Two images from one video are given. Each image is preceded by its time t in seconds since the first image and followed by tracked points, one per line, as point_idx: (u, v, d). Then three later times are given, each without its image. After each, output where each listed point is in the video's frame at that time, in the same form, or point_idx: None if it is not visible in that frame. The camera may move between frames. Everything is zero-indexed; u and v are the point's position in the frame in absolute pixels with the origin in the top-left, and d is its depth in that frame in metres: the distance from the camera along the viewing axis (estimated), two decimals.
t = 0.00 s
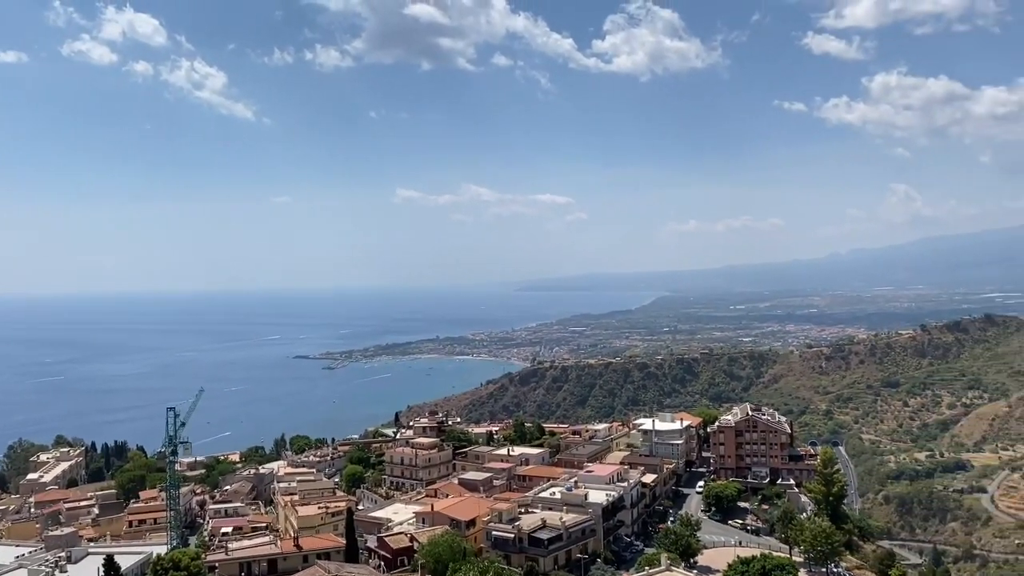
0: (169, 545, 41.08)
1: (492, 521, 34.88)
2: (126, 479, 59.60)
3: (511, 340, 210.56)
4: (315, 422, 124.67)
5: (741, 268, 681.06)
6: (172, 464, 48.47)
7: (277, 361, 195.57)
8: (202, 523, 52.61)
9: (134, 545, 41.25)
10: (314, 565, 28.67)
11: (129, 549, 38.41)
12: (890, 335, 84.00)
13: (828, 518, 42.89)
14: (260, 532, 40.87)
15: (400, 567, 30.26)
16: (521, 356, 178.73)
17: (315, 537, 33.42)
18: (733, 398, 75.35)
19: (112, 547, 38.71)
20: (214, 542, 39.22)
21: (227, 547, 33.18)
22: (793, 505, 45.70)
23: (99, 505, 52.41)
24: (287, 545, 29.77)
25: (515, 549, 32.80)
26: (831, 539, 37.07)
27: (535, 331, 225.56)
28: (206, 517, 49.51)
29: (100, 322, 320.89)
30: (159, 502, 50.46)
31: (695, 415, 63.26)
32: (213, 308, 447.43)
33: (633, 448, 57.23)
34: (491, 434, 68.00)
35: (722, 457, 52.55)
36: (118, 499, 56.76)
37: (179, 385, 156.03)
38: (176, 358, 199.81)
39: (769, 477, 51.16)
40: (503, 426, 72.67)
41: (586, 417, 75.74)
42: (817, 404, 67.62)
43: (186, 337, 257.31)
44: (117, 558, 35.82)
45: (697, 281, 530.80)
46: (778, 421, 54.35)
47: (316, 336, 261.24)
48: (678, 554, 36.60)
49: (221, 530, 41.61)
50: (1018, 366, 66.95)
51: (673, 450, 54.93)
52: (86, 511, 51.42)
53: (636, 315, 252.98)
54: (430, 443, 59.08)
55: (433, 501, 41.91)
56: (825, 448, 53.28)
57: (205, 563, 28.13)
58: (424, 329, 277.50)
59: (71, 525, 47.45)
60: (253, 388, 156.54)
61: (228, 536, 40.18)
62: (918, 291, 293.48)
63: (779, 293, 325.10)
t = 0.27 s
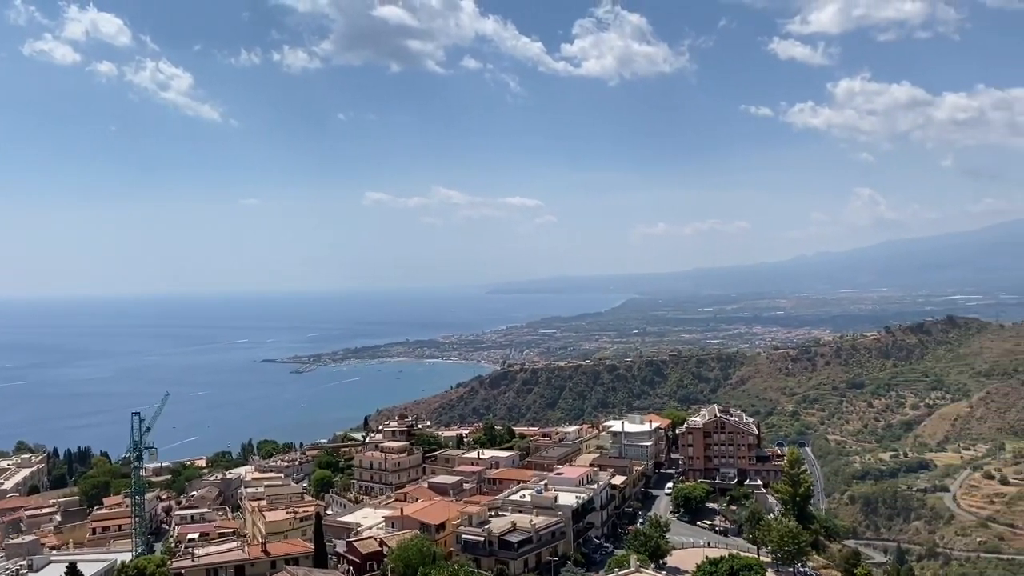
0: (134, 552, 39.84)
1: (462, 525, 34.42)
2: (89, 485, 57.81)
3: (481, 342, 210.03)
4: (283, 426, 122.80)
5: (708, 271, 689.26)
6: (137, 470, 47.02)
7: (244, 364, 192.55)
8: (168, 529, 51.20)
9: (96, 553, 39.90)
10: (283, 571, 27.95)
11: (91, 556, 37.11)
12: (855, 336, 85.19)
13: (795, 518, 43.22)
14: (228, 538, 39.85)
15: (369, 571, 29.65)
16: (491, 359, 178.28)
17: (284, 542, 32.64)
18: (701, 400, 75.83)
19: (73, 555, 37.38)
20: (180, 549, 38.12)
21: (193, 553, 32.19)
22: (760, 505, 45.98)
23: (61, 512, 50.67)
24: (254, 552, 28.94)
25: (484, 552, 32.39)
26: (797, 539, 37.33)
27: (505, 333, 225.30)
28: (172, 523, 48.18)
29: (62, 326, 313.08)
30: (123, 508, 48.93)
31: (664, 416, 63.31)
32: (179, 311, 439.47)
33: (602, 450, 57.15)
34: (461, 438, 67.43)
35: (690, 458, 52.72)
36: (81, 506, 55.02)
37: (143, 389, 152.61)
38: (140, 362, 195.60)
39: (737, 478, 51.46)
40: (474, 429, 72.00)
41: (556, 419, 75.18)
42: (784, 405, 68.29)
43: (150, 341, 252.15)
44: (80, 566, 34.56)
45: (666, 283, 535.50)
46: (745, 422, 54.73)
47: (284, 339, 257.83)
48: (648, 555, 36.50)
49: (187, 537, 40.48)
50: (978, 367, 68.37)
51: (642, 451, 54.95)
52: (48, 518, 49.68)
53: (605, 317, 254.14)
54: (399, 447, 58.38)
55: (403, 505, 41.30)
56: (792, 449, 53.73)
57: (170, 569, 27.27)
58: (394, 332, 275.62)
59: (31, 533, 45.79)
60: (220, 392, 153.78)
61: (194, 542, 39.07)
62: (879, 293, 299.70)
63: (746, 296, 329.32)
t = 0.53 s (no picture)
0: (91, 561, 38.28)
1: (427, 529, 33.83)
2: (45, 491, 55.42)
3: (447, 345, 208.89)
4: (246, 430, 120.42)
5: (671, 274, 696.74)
6: (95, 478, 45.18)
7: (205, 368, 188.59)
8: (127, 535, 49.37)
9: (52, 561, 38.23)
10: None
11: (46, 565, 35.51)
12: (816, 338, 86.20)
13: (757, 518, 43.49)
14: (189, 544, 38.61)
15: None
16: (456, 361, 177.32)
17: (246, 548, 31.71)
18: (665, 402, 76.15)
19: (27, 564, 35.80)
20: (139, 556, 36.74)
21: (152, 560, 31.05)
22: (723, 505, 46.19)
23: (16, 519, 48.47)
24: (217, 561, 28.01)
25: (449, 557, 31.85)
26: (760, 539, 37.53)
27: (470, 336, 224.36)
28: (131, 530, 46.49)
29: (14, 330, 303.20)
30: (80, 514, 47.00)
31: (629, 418, 63.26)
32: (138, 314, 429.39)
33: (568, 452, 56.95)
34: (426, 441, 66.60)
35: (654, 460, 52.89)
36: (37, 513, 52.72)
37: (99, 394, 148.31)
38: (97, 366, 190.19)
39: (700, 479, 51.73)
40: (439, 432, 70.94)
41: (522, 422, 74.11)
42: (746, 406, 68.92)
43: (107, 344, 245.54)
44: None
45: (631, 287, 539.44)
46: (709, 423, 55.03)
47: (247, 343, 253.35)
48: (612, 557, 36.32)
49: (147, 544, 39.03)
50: (934, 368, 69.81)
51: (607, 453, 54.85)
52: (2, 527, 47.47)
53: (571, 320, 254.75)
54: (364, 450, 57.45)
55: (367, 509, 40.50)
56: (755, 449, 54.17)
57: None
58: (359, 335, 272.92)
59: None
60: (179, 396, 150.18)
61: (154, 548, 37.70)
62: (837, 296, 305.90)
63: (709, 299, 333.21)
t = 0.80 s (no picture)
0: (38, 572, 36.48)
1: (387, 533, 33.05)
2: None
3: (407, 347, 207.17)
4: (201, 435, 117.38)
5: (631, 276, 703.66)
6: (44, 484, 43.02)
7: (159, 372, 183.62)
8: (78, 543, 47.47)
9: None
10: None
11: None
12: (773, 339, 87.35)
13: (715, 517, 43.69)
14: (142, 552, 37.10)
15: None
16: (416, 364, 175.78)
17: (202, 555, 30.52)
18: (626, 403, 76.39)
19: None
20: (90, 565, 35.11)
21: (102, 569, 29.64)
22: (682, 506, 46.35)
23: None
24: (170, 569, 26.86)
25: (410, 561, 31.15)
26: (718, 538, 37.64)
27: (431, 339, 222.93)
28: (81, 538, 44.64)
29: None
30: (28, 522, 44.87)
31: (589, 419, 63.09)
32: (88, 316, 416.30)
33: (529, 454, 56.55)
34: (386, 444, 65.55)
35: (614, 460, 52.85)
36: None
37: (46, 398, 143.06)
38: (44, 370, 183.66)
39: (659, 480, 51.87)
40: (399, 435, 69.69)
41: (482, 425, 73.19)
42: (704, 407, 69.44)
43: (55, 347, 237.45)
44: None
45: (591, 288, 543.25)
46: (668, 423, 55.27)
47: (203, 345, 247.89)
48: (572, 558, 36.02)
49: (98, 552, 37.39)
50: (886, 368, 71.28)
51: (568, 455, 54.65)
52: None
53: (532, 322, 255.09)
54: (323, 454, 56.32)
55: (325, 513, 39.50)
56: (713, 449, 54.49)
57: None
58: (318, 338, 269.01)
59: None
60: (132, 401, 145.89)
61: (106, 556, 36.06)
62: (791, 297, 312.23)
63: (668, 301, 336.90)
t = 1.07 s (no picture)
0: None
1: (342, 537, 32.23)
2: None
3: (363, 350, 204.52)
4: (148, 439, 113.69)
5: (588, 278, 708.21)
6: None
7: (105, 375, 177.57)
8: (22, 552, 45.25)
9: None
10: None
11: None
12: (727, 341, 88.41)
13: (670, 517, 43.84)
14: (90, 558, 35.42)
15: None
16: (372, 366, 173.60)
17: (151, 562, 29.32)
18: (583, 404, 76.45)
19: None
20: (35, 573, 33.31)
21: None
22: (637, 506, 46.44)
23: None
24: None
25: (365, 565, 30.41)
26: (673, 538, 37.80)
27: (387, 341, 220.48)
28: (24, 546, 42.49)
29: None
30: None
31: (546, 421, 62.85)
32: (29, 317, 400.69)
33: (486, 456, 56.10)
34: (342, 447, 64.22)
35: (571, 461, 52.72)
36: None
37: None
38: None
39: (615, 480, 51.97)
40: (355, 438, 68.31)
41: (438, 427, 72.29)
42: (660, 408, 69.93)
43: None
44: None
45: (548, 290, 545.53)
46: (624, 424, 55.38)
47: (152, 348, 240.95)
48: (528, 559, 35.66)
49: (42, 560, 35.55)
50: (837, 369, 72.78)
51: (524, 457, 54.32)
52: None
53: (489, 324, 254.49)
54: (277, 458, 54.91)
55: (279, 518, 38.36)
56: (668, 449, 54.82)
57: None
58: (271, 340, 263.80)
59: None
60: (76, 405, 140.66)
61: (51, 564, 34.21)
62: (743, 300, 318.09)
63: (624, 302, 340.07)
